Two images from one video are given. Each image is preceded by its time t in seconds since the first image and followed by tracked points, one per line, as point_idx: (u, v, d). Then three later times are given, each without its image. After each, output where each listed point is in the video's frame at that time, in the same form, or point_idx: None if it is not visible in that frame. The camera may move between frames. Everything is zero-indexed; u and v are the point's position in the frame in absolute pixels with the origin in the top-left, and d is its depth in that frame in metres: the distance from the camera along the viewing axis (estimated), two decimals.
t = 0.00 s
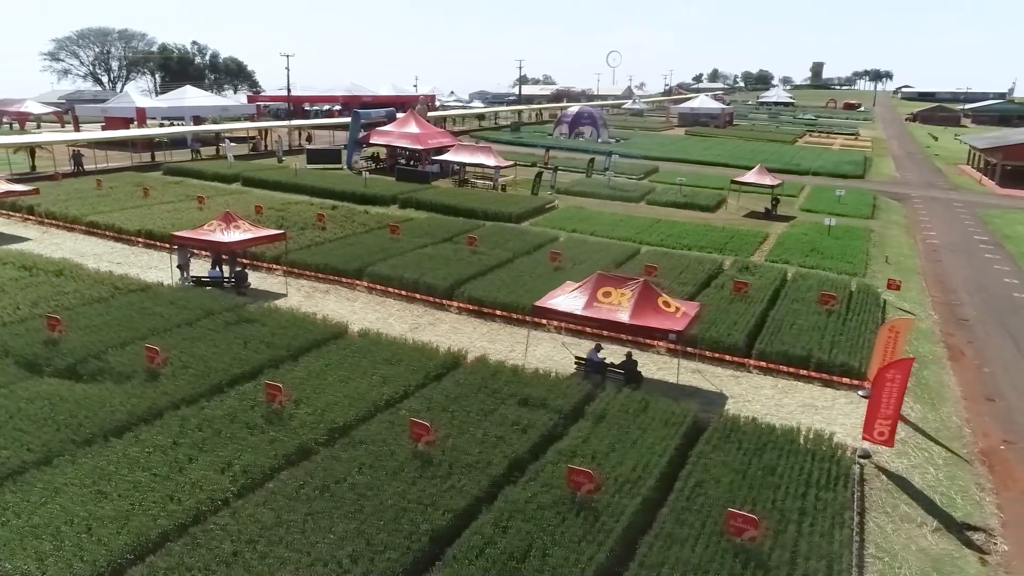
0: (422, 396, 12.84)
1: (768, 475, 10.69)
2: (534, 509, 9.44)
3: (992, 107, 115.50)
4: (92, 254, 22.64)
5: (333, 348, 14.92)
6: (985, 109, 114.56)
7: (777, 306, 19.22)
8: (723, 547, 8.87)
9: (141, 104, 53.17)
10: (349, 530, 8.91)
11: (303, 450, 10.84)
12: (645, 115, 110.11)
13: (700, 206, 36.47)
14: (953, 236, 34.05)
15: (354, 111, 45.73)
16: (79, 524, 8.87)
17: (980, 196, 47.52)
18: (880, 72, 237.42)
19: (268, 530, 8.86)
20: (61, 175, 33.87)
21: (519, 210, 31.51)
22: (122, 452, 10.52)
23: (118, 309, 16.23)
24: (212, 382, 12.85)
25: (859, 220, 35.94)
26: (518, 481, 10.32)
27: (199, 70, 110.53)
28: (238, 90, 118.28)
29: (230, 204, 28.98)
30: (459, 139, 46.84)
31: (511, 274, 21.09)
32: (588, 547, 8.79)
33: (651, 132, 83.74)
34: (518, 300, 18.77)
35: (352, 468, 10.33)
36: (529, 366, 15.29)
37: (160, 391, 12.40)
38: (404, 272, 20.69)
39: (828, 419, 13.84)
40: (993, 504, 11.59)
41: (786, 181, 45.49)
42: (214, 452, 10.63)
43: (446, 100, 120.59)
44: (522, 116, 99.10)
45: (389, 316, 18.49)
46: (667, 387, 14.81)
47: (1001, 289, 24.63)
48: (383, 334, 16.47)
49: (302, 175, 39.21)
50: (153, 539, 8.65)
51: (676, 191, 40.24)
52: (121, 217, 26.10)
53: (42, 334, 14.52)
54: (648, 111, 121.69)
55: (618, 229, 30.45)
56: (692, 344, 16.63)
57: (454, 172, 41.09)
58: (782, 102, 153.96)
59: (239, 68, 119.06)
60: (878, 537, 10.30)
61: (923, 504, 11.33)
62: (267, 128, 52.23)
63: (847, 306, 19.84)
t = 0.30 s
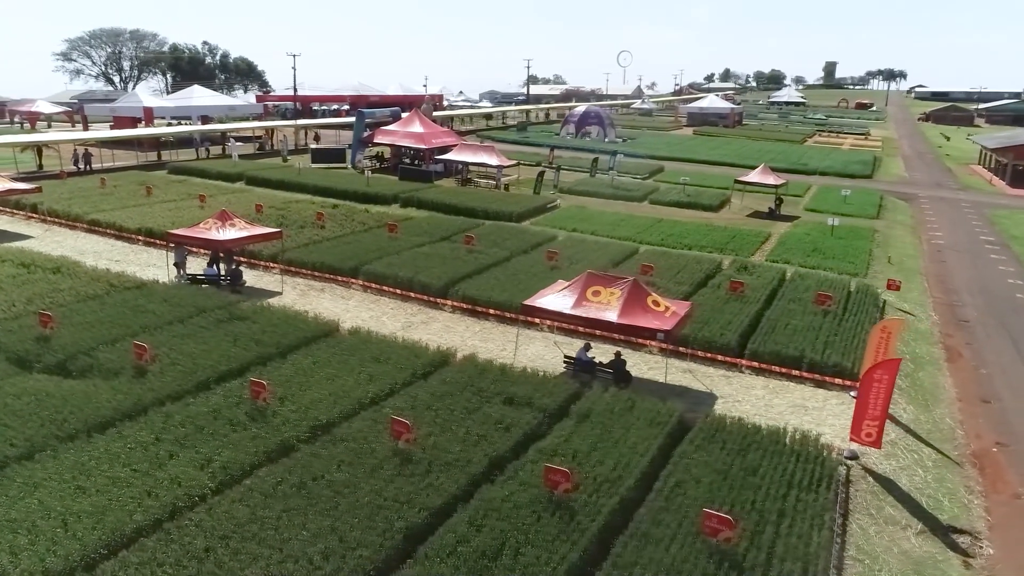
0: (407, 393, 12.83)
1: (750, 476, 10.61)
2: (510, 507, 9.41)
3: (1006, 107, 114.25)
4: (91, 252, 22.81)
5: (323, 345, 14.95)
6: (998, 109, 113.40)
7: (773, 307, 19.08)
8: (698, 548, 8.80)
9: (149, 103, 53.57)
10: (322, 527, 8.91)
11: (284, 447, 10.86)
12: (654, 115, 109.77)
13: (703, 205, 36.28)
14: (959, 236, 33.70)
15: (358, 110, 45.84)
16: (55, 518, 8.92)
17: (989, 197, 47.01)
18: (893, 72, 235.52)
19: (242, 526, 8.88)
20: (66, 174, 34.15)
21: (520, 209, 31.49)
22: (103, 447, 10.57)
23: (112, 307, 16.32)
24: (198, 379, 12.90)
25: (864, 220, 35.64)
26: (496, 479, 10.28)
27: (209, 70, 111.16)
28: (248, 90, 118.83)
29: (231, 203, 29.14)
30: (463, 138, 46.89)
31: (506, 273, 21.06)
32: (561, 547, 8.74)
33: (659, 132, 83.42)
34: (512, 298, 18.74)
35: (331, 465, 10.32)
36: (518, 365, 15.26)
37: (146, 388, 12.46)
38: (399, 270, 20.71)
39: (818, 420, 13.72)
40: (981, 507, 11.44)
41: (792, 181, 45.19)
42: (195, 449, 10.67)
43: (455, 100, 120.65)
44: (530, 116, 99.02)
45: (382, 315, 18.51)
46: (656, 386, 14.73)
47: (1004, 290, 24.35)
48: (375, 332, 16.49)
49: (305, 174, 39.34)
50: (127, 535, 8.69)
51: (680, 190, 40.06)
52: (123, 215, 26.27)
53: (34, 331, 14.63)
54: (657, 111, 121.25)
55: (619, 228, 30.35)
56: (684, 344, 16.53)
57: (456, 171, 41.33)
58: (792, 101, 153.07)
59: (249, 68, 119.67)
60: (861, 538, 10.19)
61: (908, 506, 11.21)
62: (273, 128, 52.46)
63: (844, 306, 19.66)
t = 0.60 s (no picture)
0: (392, 392, 12.83)
1: (731, 476, 10.52)
2: (486, 506, 9.38)
3: (1020, 106, 112.95)
4: (91, 250, 22.99)
5: (312, 343, 14.99)
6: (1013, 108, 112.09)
7: (769, 307, 18.93)
8: (672, 548, 8.73)
9: (157, 102, 53.98)
10: (296, 524, 8.92)
11: (265, 443, 10.89)
12: (663, 115, 109.37)
13: (706, 205, 36.09)
14: (965, 236, 33.31)
15: (364, 110, 45.95)
16: (32, 513, 8.98)
17: (999, 197, 46.44)
18: (907, 71, 233.33)
19: (216, 523, 8.90)
20: (72, 172, 34.46)
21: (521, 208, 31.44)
22: (86, 443, 10.65)
23: (106, 304, 16.44)
24: (186, 376, 12.96)
25: (869, 220, 35.32)
26: (475, 478, 10.25)
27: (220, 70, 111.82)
28: (259, 90, 119.41)
29: (233, 202, 29.29)
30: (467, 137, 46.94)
31: (502, 272, 21.03)
32: (534, 546, 8.70)
33: (667, 132, 83.04)
34: (506, 297, 18.70)
35: (310, 463, 10.34)
36: (507, 364, 15.22)
37: (134, 384, 12.53)
38: (395, 269, 20.73)
39: (807, 421, 13.59)
40: (968, 510, 11.29)
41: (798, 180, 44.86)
42: (176, 445, 10.71)
43: (464, 100, 120.73)
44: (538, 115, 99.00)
45: (376, 313, 18.54)
46: (645, 386, 14.65)
47: (1008, 291, 24.03)
48: (366, 330, 16.50)
49: (309, 173, 39.48)
50: (102, 529, 8.73)
51: (684, 190, 39.87)
52: (125, 214, 26.46)
53: (27, 328, 14.76)
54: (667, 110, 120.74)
55: (620, 227, 30.24)
56: (677, 344, 16.43)
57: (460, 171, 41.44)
58: (804, 101, 152.09)
59: (259, 68, 120.29)
60: (842, 540, 10.08)
61: (894, 508, 11.07)
62: (280, 127, 52.70)
63: (841, 306, 19.48)
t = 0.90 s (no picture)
0: (379, 390, 12.83)
1: (714, 477, 10.43)
2: (462, 505, 9.36)
3: None
4: (94, 247, 23.21)
5: (303, 341, 15.03)
6: None
7: (767, 307, 18.77)
8: (647, 548, 8.66)
9: (167, 102, 54.43)
10: (272, 520, 8.93)
11: (248, 439, 10.93)
12: (674, 115, 108.87)
13: (711, 204, 35.84)
14: (974, 237, 32.89)
15: (370, 109, 46.10)
16: (12, 507, 9.07)
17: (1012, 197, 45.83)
18: (923, 70, 230.99)
19: (193, 519, 8.94)
20: (81, 171, 34.86)
21: (523, 208, 31.40)
22: (71, 438, 10.73)
23: (103, 301, 16.58)
24: (175, 372, 13.04)
25: (876, 220, 34.97)
26: (455, 476, 10.23)
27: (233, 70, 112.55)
28: (271, 90, 120.04)
29: (236, 200, 29.45)
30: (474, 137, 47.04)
31: (498, 271, 21.00)
32: (508, 545, 8.66)
33: (677, 131, 82.65)
34: (501, 296, 18.66)
35: (291, 459, 10.36)
36: (498, 363, 15.18)
37: (123, 381, 12.62)
38: (392, 267, 20.77)
39: (798, 422, 13.46)
40: (957, 513, 11.13)
41: (806, 181, 44.50)
42: (159, 441, 10.77)
43: (475, 100, 120.76)
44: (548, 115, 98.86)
45: (371, 312, 18.57)
46: (636, 386, 14.57)
47: (1014, 292, 23.70)
48: (359, 329, 16.52)
49: (314, 172, 39.65)
50: (80, 524, 8.79)
51: (690, 190, 39.66)
52: (129, 212, 26.68)
53: (22, 324, 14.91)
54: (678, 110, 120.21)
55: (622, 227, 30.14)
56: (670, 343, 16.34)
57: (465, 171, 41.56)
58: (817, 101, 150.83)
59: (272, 68, 120.88)
60: (825, 542, 9.97)
61: (880, 510, 10.94)
62: (288, 127, 52.97)
63: (840, 307, 19.29)
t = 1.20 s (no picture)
0: (365, 387, 12.83)
1: (695, 477, 10.34)
2: (438, 503, 9.35)
3: None
4: (96, 245, 23.43)
5: (294, 338, 15.09)
6: None
7: (764, 307, 18.63)
8: (620, 548, 8.60)
9: (177, 102, 54.87)
10: (247, 517, 8.95)
11: (231, 435, 10.97)
12: (685, 114, 108.47)
13: (716, 204, 35.62)
14: (982, 237, 32.49)
15: (377, 109, 46.26)
16: None
17: None
18: (939, 70, 228.63)
19: (169, 514, 8.98)
20: (89, 170, 35.21)
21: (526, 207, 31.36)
22: (56, 433, 10.83)
23: (99, 298, 16.71)
24: (164, 369, 13.12)
25: (883, 220, 34.64)
26: (434, 474, 10.22)
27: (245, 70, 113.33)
28: (283, 90, 120.73)
29: (239, 199, 29.64)
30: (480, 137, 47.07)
31: (495, 269, 20.96)
32: (481, 543, 8.64)
33: (687, 131, 82.28)
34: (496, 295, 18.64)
35: (271, 456, 10.38)
36: (488, 361, 15.17)
37: (112, 377, 12.71)
38: (389, 266, 20.81)
39: (787, 423, 13.33)
40: (944, 516, 11.00)
41: (814, 180, 44.11)
42: (143, 436, 10.84)
43: (486, 100, 120.84)
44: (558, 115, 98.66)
45: (366, 310, 18.61)
46: (625, 386, 14.50)
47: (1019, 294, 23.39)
48: (352, 327, 16.57)
49: (320, 171, 39.81)
50: (57, 517, 8.87)
51: (695, 189, 39.49)
52: (132, 211, 26.91)
53: (18, 320, 15.07)
54: (690, 109, 119.65)
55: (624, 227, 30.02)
56: (663, 343, 16.26)
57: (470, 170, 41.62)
58: (831, 100, 149.58)
59: (283, 68, 121.50)
60: (806, 543, 9.86)
61: (865, 513, 10.80)
62: (296, 126, 53.25)
63: (838, 307, 19.10)
